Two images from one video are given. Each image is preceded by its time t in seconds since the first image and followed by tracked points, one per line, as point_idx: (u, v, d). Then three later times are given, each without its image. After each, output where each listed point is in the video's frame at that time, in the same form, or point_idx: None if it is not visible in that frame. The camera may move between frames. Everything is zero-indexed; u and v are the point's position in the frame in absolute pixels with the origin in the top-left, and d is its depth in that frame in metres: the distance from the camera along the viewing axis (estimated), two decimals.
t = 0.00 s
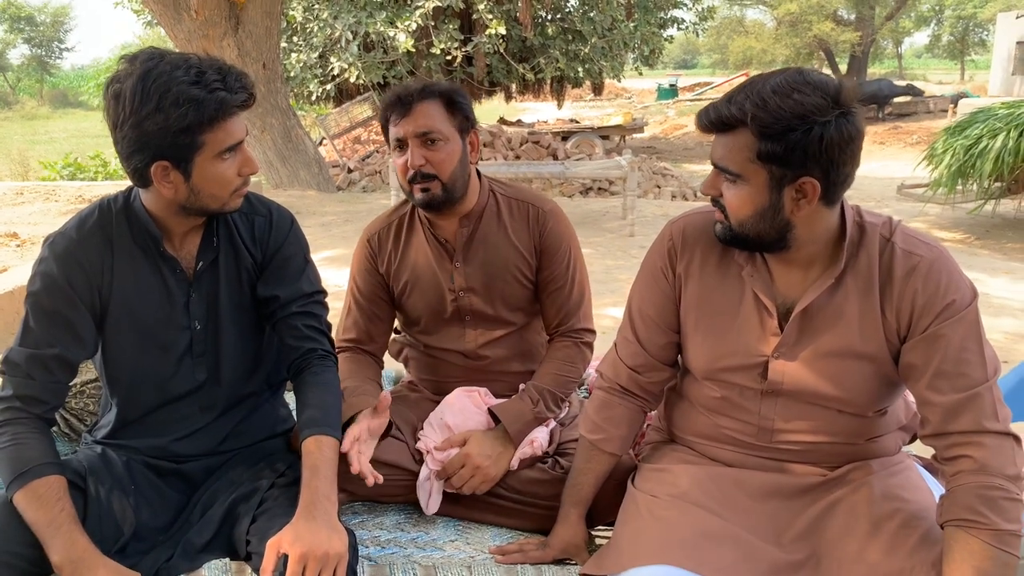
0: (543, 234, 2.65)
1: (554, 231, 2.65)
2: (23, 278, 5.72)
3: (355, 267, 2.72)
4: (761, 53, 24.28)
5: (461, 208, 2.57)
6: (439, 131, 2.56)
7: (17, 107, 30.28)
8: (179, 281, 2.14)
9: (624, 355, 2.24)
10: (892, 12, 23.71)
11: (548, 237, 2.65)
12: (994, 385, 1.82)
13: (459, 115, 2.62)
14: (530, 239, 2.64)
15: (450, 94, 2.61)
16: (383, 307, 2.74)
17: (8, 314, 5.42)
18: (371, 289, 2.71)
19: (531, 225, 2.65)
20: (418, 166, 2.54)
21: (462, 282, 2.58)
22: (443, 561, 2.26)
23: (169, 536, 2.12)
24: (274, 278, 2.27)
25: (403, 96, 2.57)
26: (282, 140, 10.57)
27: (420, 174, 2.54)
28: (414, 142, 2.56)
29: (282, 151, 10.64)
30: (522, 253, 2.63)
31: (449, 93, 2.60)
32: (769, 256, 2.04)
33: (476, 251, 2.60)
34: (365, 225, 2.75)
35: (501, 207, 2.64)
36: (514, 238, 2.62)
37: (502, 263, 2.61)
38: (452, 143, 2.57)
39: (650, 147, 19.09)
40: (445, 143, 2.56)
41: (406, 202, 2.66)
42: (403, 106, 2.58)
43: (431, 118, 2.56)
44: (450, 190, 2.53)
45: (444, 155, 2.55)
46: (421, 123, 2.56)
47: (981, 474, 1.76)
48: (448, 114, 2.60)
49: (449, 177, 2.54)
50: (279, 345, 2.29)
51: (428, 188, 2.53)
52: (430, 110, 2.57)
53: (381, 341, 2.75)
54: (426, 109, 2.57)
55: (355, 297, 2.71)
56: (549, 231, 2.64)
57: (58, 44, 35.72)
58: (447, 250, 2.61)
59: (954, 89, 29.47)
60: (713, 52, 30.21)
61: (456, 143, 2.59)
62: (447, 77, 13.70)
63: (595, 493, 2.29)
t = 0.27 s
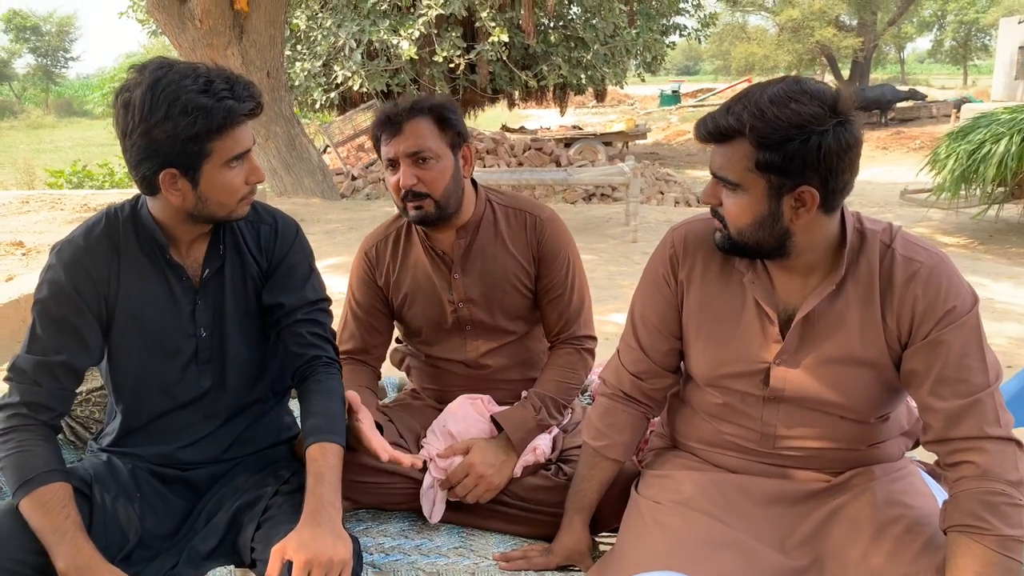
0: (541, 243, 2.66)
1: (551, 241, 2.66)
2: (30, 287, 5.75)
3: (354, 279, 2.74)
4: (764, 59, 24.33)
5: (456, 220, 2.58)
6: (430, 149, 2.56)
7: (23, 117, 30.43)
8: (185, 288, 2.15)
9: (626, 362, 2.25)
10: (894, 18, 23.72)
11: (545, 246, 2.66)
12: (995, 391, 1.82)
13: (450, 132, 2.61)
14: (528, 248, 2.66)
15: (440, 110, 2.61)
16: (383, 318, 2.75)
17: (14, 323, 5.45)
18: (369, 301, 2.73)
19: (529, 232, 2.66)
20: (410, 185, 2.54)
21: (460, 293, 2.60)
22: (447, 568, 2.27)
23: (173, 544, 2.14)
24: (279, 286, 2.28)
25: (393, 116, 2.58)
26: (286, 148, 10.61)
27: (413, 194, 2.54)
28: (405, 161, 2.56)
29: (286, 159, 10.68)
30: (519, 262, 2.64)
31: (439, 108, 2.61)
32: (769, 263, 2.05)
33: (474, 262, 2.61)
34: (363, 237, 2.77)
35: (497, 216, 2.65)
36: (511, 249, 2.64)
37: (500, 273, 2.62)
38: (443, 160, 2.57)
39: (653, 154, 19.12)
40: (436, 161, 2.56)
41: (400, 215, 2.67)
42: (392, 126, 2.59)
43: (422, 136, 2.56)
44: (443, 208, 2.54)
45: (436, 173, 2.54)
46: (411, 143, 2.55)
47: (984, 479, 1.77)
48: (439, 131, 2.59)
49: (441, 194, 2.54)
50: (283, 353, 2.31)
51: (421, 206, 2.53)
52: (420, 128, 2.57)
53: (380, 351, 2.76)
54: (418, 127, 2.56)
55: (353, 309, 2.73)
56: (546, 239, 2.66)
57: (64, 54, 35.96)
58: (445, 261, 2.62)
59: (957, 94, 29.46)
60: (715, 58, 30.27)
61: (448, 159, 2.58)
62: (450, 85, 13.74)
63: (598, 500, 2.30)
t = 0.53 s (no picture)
0: (542, 248, 2.67)
1: (553, 247, 2.67)
2: (38, 291, 5.79)
3: (357, 284, 2.75)
4: (770, 65, 24.32)
5: (458, 227, 2.59)
6: (431, 156, 2.54)
7: (31, 122, 30.61)
8: (191, 293, 2.17)
9: (630, 368, 2.26)
10: (901, 23, 23.68)
11: (548, 251, 2.67)
12: (999, 398, 1.83)
13: (450, 139, 2.59)
14: (530, 254, 2.67)
15: (441, 117, 2.59)
16: (386, 323, 2.77)
17: (23, 326, 5.48)
18: (372, 306, 2.74)
19: (530, 239, 2.67)
20: (411, 193, 2.54)
21: (462, 299, 2.61)
22: (452, 572, 2.28)
23: (179, 547, 2.15)
24: (285, 291, 2.30)
25: (393, 124, 2.56)
26: (293, 153, 10.64)
27: (413, 201, 2.54)
28: (406, 169, 2.55)
29: (293, 165, 10.71)
30: (521, 268, 2.65)
31: (439, 115, 2.59)
32: (773, 269, 2.06)
33: (476, 269, 2.62)
34: (367, 242, 2.78)
35: (499, 223, 2.66)
36: (513, 255, 2.65)
37: (503, 279, 2.64)
38: (444, 168, 2.56)
39: (659, 159, 19.12)
40: (437, 168, 2.54)
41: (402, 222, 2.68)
42: (392, 133, 2.57)
43: (423, 143, 2.54)
44: (444, 215, 2.54)
45: (436, 181, 2.54)
46: (412, 150, 2.53)
47: (987, 485, 1.77)
48: (439, 138, 2.57)
49: (442, 202, 2.54)
50: (289, 357, 2.32)
51: (422, 213, 2.54)
52: (421, 135, 2.54)
53: (383, 356, 2.78)
54: (419, 135, 2.54)
55: (356, 314, 2.75)
56: (548, 244, 2.67)
57: (72, 59, 36.20)
58: (447, 267, 2.63)
59: (964, 100, 29.40)
60: (721, 64, 30.28)
61: (449, 166, 2.57)
62: (456, 90, 13.78)
63: (603, 504, 2.31)
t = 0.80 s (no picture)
0: (545, 248, 2.68)
1: (557, 247, 2.68)
2: (44, 289, 5.82)
3: (362, 280, 2.76)
4: (774, 66, 24.30)
5: (462, 224, 2.60)
6: (437, 152, 2.58)
7: (37, 121, 30.70)
8: (195, 290, 2.19)
9: (631, 367, 2.27)
10: (906, 24, 23.62)
11: (551, 251, 2.68)
12: (998, 398, 1.83)
13: (456, 135, 2.63)
14: (533, 253, 2.68)
15: (447, 114, 2.63)
16: (390, 320, 2.78)
17: (28, 324, 5.51)
18: (376, 302, 2.75)
19: (534, 238, 2.68)
20: (416, 187, 2.57)
21: (465, 296, 2.62)
22: (453, 569, 2.29)
23: (183, 543, 2.16)
24: (288, 289, 2.31)
25: (401, 119, 2.60)
26: (298, 153, 10.66)
27: (419, 195, 2.56)
28: (412, 163, 2.58)
29: (297, 164, 10.73)
30: (524, 267, 2.66)
31: (446, 112, 2.63)
32: (773, 269, 2.07)
33: (479, 267, 2.64)
34: (372, 239, 2.80)
35: (503, 222, 2.68)
36: (515, 254, 2.66)
37: (506, 278, 2.65)
38: (450, 163, 2.59)
39: (663, 160, 19.12)
40: (443, 163, 2.58)
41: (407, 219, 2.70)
42: (400, 128, 2.61)
43: (428, 139, 2.58)
44: (449, 210, 2.56)
45: (442, 176, 2.57)
46: (419, 145, 2.57)
47: (986, 485, 1.78)
48: (445, 134, 2.61)
49: (447, 197, 2.56)
50: (292, 355, 2.33)
51: (427, 208, 2.56)
52: (428, 131, 2.59)
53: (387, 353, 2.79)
54: (425, 131, 2.58)
55: (360, 309, 2.75)
56: (552, 243, 2.68)
57: (78, 58, 36.33)
58: (451, 265, 2.64)
59: (969, 102, 29.34)
60: (726, 65, 30.27)
61: (455, 162, 2.60)
62: (461, 90, 13.79)
63: (603, 503, 2.32)
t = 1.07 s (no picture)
0: (551, 243, 2.70)
1: (562, 242, 2.70)
2: (48, 283, 5.84)
3: (369, 271, 2.77)
4: (779, 63, 24.26)
5: (470, 217, 2.62)
6: (448, 143, 2.60)
7: (41, 116, 30.76)
8: (197, 283, 2.20)
9: (632, 361, 2.29)
10: (911, 22, 23.54)
11: (556, 245, 2.70)
12: (996, 393, 1.85)
13: (467, 127, 2.66)
14: (539, 248, 2.70)
15: (459, 106, 2.65)
16: (396, 311, 2.79)
17: (33, 318, 5.54)
18: (383, 293, 2.76)
19: (540, 233, 2.70)
20: (427, 176, 2.58)
21: (470, 289, 2.64)
22: (454, 561, 2.30)
23: (187, 534, 2.19)
24: (290, 281, 2.33)
25: (413, 109, 2.62)
26: (301, 148, 10.68)
27: (430, 185, 2.57)
28: (423, 153, 2.60)
29: (301, 160, 10.75)
30: (529, 261, 2.68)
31: (458, 104, 2.65)
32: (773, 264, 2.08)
33: (484, 260, 2.65)
34: (379, 230, 2.81)
35: (509, 216, 2.69)
36: (521, 249, 2.67)
37: (511, 271, 2.66)
38: (460, 155, 2.61)
39: (667, 157, 19.10)
40: (453, 155, 2.60)
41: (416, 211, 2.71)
42: (412, 118, 2.63)
43: (440, 129, 2.60)
44: (459, 201, 2.57)
45: (452, 167, 2.58)
46: (430, 135, 2.59)
47: (983, 480, 1.79)
48: (456, 126, 2.64)
49: (458, 188, 2.57)
50: (295, 347, 2.35)
51: (437, 198, 2.56)
52: (440, 122, 2.61)
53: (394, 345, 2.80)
54: (437, 121, 2.61)
55: (366, 300, 2.76)
56: (557, 238, 2.70)
57: (83, 54, 36.41)
58: (457, 257, 2.66)
59: (975, 100, 29.26)
60: (730, 62, 30.23)
61: (464, 154, 2.63)
62: (464, 87, 13.79)
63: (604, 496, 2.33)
